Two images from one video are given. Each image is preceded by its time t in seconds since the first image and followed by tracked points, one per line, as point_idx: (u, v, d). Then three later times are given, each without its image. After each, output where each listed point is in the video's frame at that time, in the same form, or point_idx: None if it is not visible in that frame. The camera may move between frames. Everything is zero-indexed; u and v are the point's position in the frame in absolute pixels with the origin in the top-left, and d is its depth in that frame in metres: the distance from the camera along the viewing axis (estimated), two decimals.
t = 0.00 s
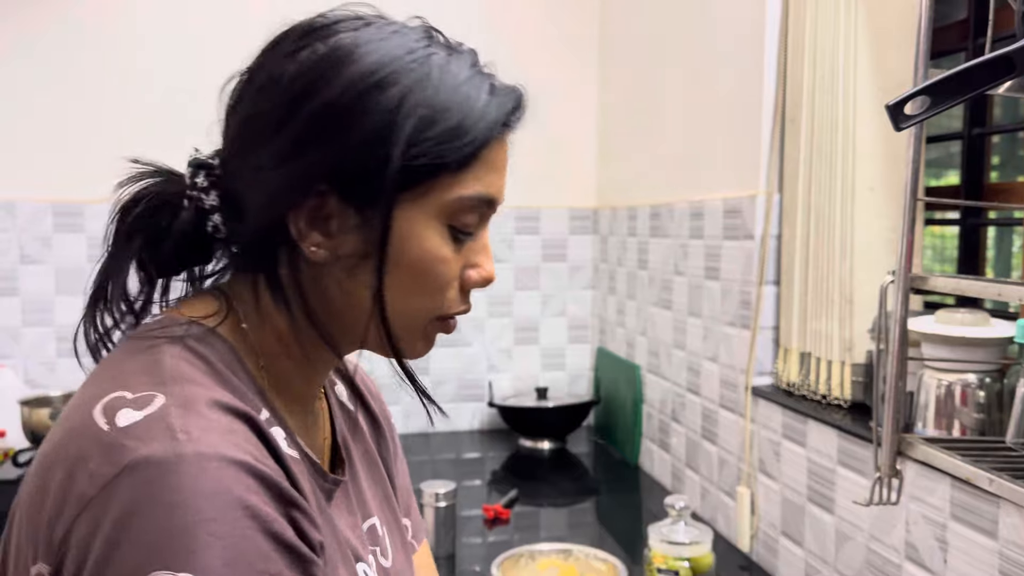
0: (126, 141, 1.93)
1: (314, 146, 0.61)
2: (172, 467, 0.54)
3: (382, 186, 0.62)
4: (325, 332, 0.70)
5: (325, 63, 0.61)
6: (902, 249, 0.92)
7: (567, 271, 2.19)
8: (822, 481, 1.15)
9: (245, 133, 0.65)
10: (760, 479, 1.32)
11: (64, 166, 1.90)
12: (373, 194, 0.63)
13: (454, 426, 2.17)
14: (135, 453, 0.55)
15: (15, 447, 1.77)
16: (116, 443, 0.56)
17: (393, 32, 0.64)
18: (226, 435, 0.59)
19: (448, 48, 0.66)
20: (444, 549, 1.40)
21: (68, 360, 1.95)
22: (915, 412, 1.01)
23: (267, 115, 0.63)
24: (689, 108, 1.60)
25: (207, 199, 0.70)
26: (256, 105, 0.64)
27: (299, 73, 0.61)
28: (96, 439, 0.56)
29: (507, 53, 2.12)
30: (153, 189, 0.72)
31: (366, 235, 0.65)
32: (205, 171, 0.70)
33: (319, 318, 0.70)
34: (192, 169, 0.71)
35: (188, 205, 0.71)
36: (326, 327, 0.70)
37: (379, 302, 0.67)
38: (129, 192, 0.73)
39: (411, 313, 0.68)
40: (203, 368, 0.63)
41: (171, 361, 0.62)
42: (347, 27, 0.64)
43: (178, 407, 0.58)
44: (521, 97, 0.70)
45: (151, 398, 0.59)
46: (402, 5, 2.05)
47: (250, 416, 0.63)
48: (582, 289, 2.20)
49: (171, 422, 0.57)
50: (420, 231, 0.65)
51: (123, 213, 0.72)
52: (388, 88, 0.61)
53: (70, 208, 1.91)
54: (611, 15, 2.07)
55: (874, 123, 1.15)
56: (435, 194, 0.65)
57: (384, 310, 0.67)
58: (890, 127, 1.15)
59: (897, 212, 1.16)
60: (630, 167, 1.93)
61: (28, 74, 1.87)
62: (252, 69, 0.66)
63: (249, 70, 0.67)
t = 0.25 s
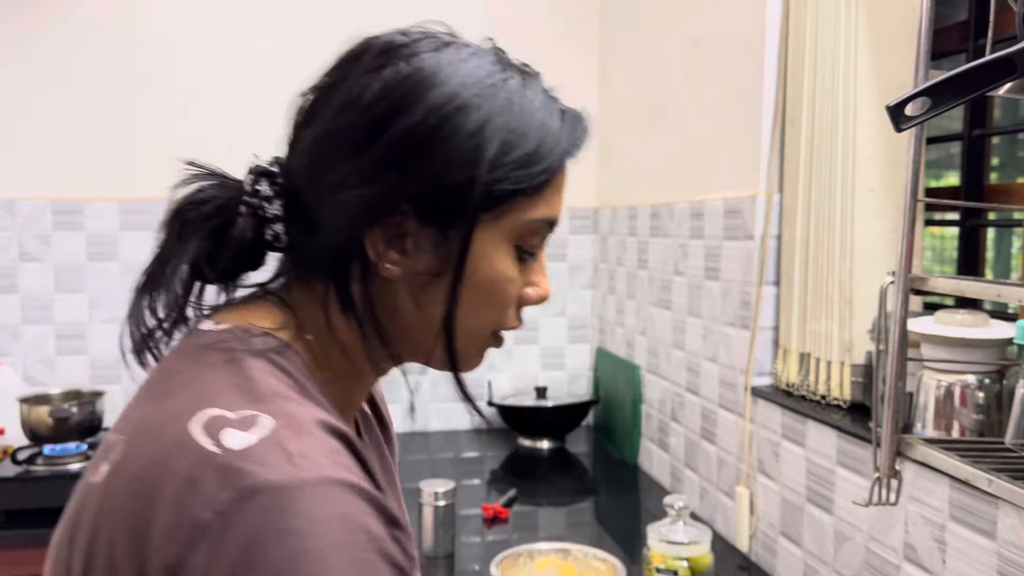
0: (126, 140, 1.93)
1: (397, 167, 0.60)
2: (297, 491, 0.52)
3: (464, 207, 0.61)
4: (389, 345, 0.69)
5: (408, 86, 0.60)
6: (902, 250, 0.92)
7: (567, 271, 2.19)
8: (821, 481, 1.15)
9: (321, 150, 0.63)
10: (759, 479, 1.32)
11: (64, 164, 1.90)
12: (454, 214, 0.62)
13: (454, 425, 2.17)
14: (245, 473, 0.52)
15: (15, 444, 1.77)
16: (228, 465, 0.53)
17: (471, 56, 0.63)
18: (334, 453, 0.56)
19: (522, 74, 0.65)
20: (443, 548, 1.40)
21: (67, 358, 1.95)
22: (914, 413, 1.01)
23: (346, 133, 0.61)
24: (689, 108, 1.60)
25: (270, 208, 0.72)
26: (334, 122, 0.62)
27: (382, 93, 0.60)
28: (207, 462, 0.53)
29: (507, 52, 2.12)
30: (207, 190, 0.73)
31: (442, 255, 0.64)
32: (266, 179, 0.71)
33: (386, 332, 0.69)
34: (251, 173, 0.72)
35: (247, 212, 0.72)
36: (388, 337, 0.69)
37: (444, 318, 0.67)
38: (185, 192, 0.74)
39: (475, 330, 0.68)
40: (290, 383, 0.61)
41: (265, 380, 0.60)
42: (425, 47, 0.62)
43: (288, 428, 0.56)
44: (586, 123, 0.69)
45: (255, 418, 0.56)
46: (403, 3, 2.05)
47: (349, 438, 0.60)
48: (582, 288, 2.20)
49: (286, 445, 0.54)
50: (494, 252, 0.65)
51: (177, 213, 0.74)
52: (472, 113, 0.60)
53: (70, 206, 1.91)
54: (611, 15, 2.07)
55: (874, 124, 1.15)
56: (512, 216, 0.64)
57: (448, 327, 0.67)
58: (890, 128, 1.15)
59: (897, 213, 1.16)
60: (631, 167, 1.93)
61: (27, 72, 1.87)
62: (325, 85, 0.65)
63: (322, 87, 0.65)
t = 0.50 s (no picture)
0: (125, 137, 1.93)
1: (527, 245, 0.57)
2: None
3: (593, 286, 0.59)
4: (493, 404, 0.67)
5: (540, 157, 0.57)
6: (900, 250, 0.92)
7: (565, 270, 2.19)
8: (818, 480, 1.15)
9: (450, 215, 0.60)
10: (756, 478, 1.32)
11: (63, 162, 1.90)
12: (584, 294, 0.59)
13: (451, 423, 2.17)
14: (449, 563, 0.50)
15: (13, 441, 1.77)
16: (455, 559, 0.50)
17: (600, 126, 0.60)
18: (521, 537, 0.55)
19: (649, 144, 0.62)
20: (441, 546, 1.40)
21: (66, 355, 1.94)
22: (911, 412, 1.02)
23: (477, 203, 0.58)
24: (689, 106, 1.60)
25: (381, 258, 0.68)
26: (464, 189, 0.59)
27: (515, 166, 0.57)
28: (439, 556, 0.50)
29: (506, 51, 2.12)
30: (318, 231, 0.70)
31: (555, 328, 0.61)
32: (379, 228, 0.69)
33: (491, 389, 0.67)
34: (364, 217, 0.71)
35: (359, 261, 0.69)
36: (496, 395, 0.67)
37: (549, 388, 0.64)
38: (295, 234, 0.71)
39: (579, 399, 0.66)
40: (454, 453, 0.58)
41: (451, 458, 0.56)
42: (558, 114, 0.59)
43: (489, 510, 0.54)
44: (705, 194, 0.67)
45: (459, 503, 0.53)
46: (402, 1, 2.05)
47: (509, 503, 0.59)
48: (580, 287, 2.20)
49: (500, 533, 0.54)
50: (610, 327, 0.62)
51: (285, 251, 0.70)
52: (603, 189, 0.57)
53: (69, 204, 1.91)
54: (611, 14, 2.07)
55: (871, 123, 1.15)
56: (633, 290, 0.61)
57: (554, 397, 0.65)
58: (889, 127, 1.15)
59: (895, 213, 1.17)
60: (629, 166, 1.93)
61: (26, 68, 1.87)
62: (452, 144, 0.62)
63: (448, 146, 0.62)
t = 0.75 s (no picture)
0: (122, 134, 1.92)
1: (611, 307, 0.61)
2: None
3: (672, 344, 0.62)
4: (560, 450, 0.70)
5: (629, 226, 0.60)
6: (895, 248, 0.92)
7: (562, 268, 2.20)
8: (814, 478, 1.15)
9: (537, 271, 0.63)
10: (752, 476, 1.32)
11: (60, 158, 1.90)
12: (662, 352, 0.63)
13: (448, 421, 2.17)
14: None
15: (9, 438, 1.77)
16: None
17: (688, 194, 0.62)
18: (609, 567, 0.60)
19: (731, 209, 0.65)
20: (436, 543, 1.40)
21: (62, 353, 1.94)
22: (906, 410, 1.02)
23: (565, 263, 0.61)
24: (686, 105, 1.60)
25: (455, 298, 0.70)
26: (553, 248, 0.62)
27: (605, 232, 0.60)
28: None
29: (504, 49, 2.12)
30: (395, 265, 0.73)
31: (628, 380, 0.65)
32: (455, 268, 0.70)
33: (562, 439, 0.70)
34: (439, 252, 0.72)
35: (432, 300, 0.71)
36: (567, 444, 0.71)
37: (619, 438, 0.69)
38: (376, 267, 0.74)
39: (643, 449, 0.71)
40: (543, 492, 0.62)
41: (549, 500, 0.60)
42: (646, 180, 0.62)
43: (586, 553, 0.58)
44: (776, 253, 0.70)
45: (561, 543, 0.58)
46: None
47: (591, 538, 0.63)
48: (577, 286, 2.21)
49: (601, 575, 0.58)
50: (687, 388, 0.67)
51: (363, 281, 0.73)
52: (686, 259, 0.60)
53: (66, 201, 1.91)
54: (608, 13, 2.07)
55: (868, 121, 1.15)
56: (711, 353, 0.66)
57: (623, 448, 0.70)
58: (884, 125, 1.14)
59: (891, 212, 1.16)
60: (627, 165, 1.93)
61: (22, 65, 1.87)
62: (540, 200, 0.64)
63: (535, 201, 0.64)
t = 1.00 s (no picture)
0: (119, 132, 1.92)
1: (606, 295, 0.61)
2: None
3: (667, 332, 0.63)
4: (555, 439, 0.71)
5: (624, 214, 0.60)
6: (891, 247, 0.92)
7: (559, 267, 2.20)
8: (810, 477, 1.15)
9: (532, 261, 0.63)
10: (748, 475, 1.32)
11: (56, 157, 1.90)
12: (657, 340, 0.63)
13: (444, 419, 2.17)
14: None
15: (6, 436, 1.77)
16: None
17: (682, 184, 0.63)
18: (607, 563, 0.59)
19: (725, 199, 0.66)
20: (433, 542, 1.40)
21: (59, 351, 1.94)
22: (902, 409, 1.02)
23: (560, 252, 0.61)
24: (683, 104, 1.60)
25: (452, 291, 0.70)
26: (548, 237, 0.62)
27: (600, 220, 0.60)
28: None
29: (502, 49, 2.11)
30: (390, 258, 0.73)
31: (625, 368, 0.66)
32: (450, 259, 0.70)
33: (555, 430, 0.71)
34: (433, 246, 0.72)
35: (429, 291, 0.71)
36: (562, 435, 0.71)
37: (615, 427, 0.70)
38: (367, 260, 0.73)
39: (638, 438, 0.71)
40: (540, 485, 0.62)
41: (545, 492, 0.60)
42: (640, 170, 0.62)
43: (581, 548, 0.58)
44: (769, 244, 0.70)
45: (557, 536, 0.57)
46: None
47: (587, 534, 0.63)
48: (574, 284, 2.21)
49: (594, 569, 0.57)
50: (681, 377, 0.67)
51: (357, 275, 0.73)
52: (681, 247, 0.61)
53: (63, 199, 1.90)
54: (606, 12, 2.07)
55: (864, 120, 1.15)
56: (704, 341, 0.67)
57: (619, 437, 0.70)
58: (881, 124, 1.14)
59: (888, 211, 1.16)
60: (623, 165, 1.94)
61: (20, 62, 1.86)
62: (534, 190, 0.65)
63: (530, 191, 0.65)
